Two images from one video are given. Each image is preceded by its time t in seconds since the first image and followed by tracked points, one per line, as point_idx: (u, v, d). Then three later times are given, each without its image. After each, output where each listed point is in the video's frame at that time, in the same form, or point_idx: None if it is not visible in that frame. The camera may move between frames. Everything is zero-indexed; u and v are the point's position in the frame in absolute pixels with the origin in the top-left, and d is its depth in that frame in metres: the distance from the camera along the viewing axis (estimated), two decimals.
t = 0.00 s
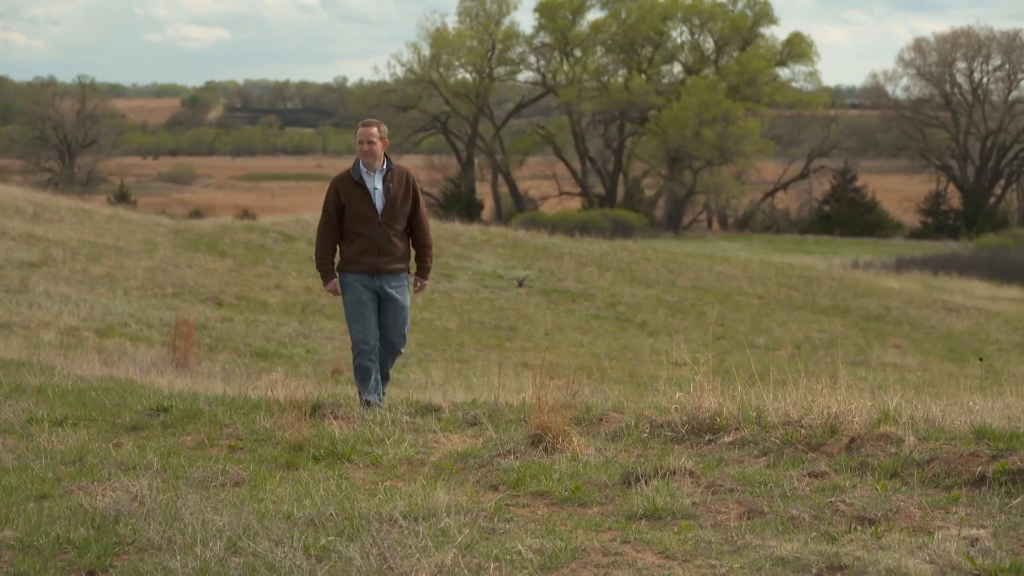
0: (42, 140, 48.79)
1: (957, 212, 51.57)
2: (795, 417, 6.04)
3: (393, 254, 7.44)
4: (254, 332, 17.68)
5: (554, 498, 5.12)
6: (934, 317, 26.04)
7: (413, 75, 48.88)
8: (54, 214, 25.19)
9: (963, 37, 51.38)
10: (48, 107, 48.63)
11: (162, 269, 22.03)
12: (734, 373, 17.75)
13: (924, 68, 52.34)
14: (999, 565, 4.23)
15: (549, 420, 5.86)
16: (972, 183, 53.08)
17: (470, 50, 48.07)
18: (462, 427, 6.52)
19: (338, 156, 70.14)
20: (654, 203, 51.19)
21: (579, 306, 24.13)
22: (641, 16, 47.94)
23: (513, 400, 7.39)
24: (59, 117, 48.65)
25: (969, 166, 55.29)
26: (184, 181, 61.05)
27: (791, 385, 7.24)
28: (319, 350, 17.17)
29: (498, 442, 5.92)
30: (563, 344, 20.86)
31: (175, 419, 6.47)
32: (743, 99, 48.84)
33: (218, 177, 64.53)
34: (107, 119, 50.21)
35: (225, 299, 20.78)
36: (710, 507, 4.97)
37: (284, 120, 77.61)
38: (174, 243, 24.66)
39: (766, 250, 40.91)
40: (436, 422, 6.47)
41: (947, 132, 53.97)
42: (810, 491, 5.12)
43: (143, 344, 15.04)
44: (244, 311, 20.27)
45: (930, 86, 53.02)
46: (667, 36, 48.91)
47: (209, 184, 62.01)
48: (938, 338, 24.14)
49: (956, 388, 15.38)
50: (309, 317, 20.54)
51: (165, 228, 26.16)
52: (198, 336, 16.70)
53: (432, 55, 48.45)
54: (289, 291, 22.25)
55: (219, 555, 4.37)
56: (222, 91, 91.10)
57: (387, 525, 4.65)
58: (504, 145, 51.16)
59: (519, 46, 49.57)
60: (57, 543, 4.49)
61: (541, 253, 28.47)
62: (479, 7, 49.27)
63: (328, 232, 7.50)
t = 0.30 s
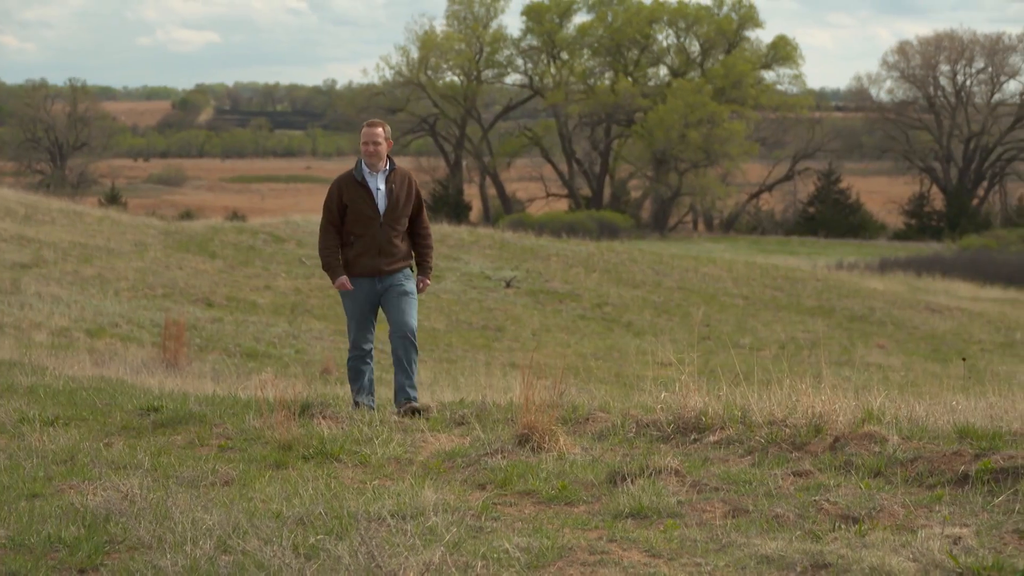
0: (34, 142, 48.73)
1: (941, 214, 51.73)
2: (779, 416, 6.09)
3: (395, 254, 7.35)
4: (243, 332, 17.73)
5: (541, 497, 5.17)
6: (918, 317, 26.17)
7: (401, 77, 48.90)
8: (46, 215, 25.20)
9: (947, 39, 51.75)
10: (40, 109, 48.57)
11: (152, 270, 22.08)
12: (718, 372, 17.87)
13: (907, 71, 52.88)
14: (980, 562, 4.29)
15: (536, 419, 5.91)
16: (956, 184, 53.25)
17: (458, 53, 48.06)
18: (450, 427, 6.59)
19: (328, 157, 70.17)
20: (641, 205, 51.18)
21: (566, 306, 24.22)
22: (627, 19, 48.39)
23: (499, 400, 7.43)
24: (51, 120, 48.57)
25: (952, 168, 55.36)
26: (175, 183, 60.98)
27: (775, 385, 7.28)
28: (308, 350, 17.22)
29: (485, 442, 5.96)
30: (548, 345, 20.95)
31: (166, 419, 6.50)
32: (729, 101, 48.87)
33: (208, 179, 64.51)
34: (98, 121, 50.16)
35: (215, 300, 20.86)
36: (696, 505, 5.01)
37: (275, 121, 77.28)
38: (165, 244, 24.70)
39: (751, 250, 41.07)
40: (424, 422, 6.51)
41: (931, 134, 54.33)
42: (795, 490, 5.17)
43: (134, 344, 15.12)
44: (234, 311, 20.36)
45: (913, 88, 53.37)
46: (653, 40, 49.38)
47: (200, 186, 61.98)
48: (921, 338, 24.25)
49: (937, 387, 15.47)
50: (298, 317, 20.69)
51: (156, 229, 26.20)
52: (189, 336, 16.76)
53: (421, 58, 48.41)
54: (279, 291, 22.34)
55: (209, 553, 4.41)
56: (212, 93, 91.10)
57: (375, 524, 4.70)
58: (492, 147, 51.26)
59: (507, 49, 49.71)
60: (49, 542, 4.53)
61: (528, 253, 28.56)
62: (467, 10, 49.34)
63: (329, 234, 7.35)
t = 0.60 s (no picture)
0: (24, 144, 48.63)
1: (922, 216, 52.29)
2: (762, 415, 6.15)
3: (403, 255, 7.35)
4: (231, 332, 17.77)
5: (526, 495, 5.21)
6: (899, 317, 26.34)
7: (387, 79, 48.95)
8: (35, 216, 25.19)
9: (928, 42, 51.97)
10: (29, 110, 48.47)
11: (141, 271, 22.10)
12: (701, 372, 17.99)
13: (890, 73, 53.08)
14: (960, 560, 4.35)
15: (521, 419, 5.97)
16: (936, 186, 53.50)
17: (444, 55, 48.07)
18: (437, 426, 6.65)
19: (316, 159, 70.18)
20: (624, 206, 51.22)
21: (550, 306, 24.29)
22: (612, 22, 48.91)
23: (485, 399, 7.49)
24: (40, 121, 48.47)
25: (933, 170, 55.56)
26: (164, 184, 60.88)
27: (757, 385, 7.32)
28: (295, 350, 17.25)
29: (471, 441, 6.01)
30: (533, 345, 21.04)
31: (153, 418, 6.54)
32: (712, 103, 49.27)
33: (197, 180, 64.44)
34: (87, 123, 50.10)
35: (204, 300, 20.93)
36: (680, 504, 5.06)
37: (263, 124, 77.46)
38: (153, 245, 24.71)
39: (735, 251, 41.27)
40: (410, 421, 6.56)
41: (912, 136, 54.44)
42: (778, 488, 5.22)
43: (124, 344, 15.17)
44: (222, 311, 20.41)
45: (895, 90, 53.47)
46: (638, 42, 49.95)
47: (188, 187, 61.87)
48: (902, 339, 24.36)
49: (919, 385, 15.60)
50: (286, 317, 20.81)
51: (144, 230, 26.20)
52: (179, 336, 16.79)
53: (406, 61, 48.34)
54: (267, 292, 22.40)
55: (197, 551, 4.46)
56: (198, 95, 90.95)
57: (363, 521, 4.74)
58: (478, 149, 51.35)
59: (492, 52, 49.78)
60: (38, 540, 4.57)
61: (513, 254, 28.61)
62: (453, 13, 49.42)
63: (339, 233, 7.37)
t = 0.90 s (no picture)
0: (10, 145, 48.54)
1: (899, 216, 53.78)
2: (741, 414, 6.20)
3: (403, 248, 7.41)
4: (215, 331, 17.79)
5: (507, 494, 5.26)
6: (877, 317, 26.45)
7: (370, 81, 49.16)
8: (19, 217, 25.17)
9: (905, 44, 53.48)
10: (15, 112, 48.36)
11: (125, 271, 22.12)
12: (681, 371, 18.05)
13: (867, 75, 54.59)
14: (936, 557, 4.43)
15: (502, 418, 6.02)
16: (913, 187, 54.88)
17: (425, 58, 48.39)
18: (419, 424, 6.77)
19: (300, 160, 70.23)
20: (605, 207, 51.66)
21: (531, 306, 24.36)
22: (592, 25, 49.41)
23: (467, 398, 7.54)
24: (26, 123, 48.37)
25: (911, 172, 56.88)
26: (148, 186, 60.74)
27: (736, 385, 7.37)
28: (279, 350, 17.28)
29: (451, 439, 6.07)
30: (513, 345, 21.12)
31: (137, 418, 6.58)
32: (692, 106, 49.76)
33: (181, 181, 64.33)
34: (73, 125, 50.05)
35: (187, 300, 21.01)
36: (659, 502, 5.11)
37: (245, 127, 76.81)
38: (137, 246, 24.72)
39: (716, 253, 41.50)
40: (392, 421, 6.60)
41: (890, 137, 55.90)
42: (757, 486, 5.28)
43: (108, 343, 15.17)
44: (205, 311, 20.48)
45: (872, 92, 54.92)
46: (618, 45, 50.40)
47: (172, 188, 61.76)
48: (879, 339, 24.50)
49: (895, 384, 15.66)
50: (269, 317, 20.90)
51: (128, 231, 26.19)
52: (162, 336, 16.81)
53: (388, 63, 48.81)
54: (250, 292, 22.47)
55: (180, 549, 4.50)
56: (183, 97, 90.82)
57: (345, 520, 4.79)
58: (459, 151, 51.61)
59: (474, 54, 50.12)
60: (23, 539, 4.60)
61: (494, 255, 28.62)
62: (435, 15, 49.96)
63: (336, 224, 7.41)
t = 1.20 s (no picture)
0: None
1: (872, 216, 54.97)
2: (715, 413, 6.27)
3: (392, 252, 7.42)
4: (194, 332, 17.81)
5: (484, 492, 5.32)
6: (850, 316, 26.64)
7: (348, 84, 49.35)
8: None
9: (878, 47, 54.49)
10: None
11: (105, 272, 22.11)
12: (657, 371, 18.18)
13: (840, 77, 55.65)
14: (910, 555, 4.51)
15: (478, 417, 6.08)
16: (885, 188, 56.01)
17: (403, 60, 48.45)
18: (398, 424, 6.83)
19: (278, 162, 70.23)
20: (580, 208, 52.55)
21: (508, 306, 24.42)
22: (568, 27, 50.14)
23: (444, 399, 7.62)
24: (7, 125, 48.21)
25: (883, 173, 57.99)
26: (127, 187, 60.57)
27: (709, 384, 7.45)
28: (257, 350, 17.30)
29: (428, 438, 6.12)
30: (489, 345, 21.24)
31: (118, 417, 6.63)
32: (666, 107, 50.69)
33: (160, 183, 64.15)
34: (53, 126, 49.93)
35: (167, 300, 21.07)
36: (634, 500, 5.17)
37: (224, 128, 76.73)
38: (116, 247, 24.69)
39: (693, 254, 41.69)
40: (369, 420, 6.66)
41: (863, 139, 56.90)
42: (731, 484, 5.34)
43: (88, 343, 15.16)
44: (185, 311, 20.53)
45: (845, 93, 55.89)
46: (593, 47, 51.13)
47: (151, 190, 61.59)
48: (852, 338, 24.69)
49: (864, 384, 15.84)
50: (248, 317, 20.96)
51: (108, 232, 26.14)
52: (142, 336, 16.83)
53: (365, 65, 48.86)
54: (229, 292, 22.53)
55: (159, 547, 4.54)
56: (162, 98, 90.82)
57: (323, 518, 4.84)
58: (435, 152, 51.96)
59: (450, 56, 50.34)
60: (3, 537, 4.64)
61: (471, 256, 28.61)
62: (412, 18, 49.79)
63: (325, 232, 7.43)
